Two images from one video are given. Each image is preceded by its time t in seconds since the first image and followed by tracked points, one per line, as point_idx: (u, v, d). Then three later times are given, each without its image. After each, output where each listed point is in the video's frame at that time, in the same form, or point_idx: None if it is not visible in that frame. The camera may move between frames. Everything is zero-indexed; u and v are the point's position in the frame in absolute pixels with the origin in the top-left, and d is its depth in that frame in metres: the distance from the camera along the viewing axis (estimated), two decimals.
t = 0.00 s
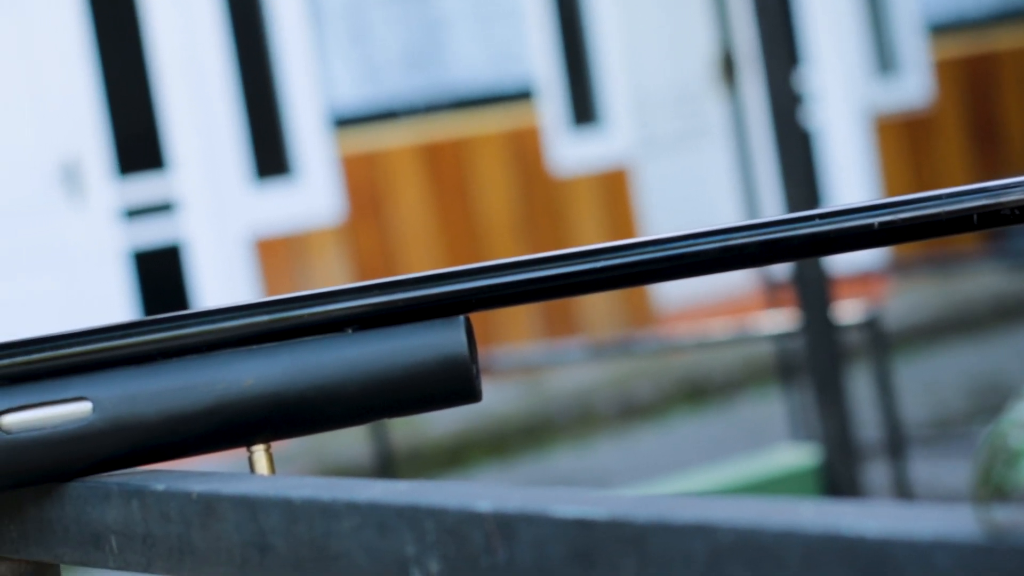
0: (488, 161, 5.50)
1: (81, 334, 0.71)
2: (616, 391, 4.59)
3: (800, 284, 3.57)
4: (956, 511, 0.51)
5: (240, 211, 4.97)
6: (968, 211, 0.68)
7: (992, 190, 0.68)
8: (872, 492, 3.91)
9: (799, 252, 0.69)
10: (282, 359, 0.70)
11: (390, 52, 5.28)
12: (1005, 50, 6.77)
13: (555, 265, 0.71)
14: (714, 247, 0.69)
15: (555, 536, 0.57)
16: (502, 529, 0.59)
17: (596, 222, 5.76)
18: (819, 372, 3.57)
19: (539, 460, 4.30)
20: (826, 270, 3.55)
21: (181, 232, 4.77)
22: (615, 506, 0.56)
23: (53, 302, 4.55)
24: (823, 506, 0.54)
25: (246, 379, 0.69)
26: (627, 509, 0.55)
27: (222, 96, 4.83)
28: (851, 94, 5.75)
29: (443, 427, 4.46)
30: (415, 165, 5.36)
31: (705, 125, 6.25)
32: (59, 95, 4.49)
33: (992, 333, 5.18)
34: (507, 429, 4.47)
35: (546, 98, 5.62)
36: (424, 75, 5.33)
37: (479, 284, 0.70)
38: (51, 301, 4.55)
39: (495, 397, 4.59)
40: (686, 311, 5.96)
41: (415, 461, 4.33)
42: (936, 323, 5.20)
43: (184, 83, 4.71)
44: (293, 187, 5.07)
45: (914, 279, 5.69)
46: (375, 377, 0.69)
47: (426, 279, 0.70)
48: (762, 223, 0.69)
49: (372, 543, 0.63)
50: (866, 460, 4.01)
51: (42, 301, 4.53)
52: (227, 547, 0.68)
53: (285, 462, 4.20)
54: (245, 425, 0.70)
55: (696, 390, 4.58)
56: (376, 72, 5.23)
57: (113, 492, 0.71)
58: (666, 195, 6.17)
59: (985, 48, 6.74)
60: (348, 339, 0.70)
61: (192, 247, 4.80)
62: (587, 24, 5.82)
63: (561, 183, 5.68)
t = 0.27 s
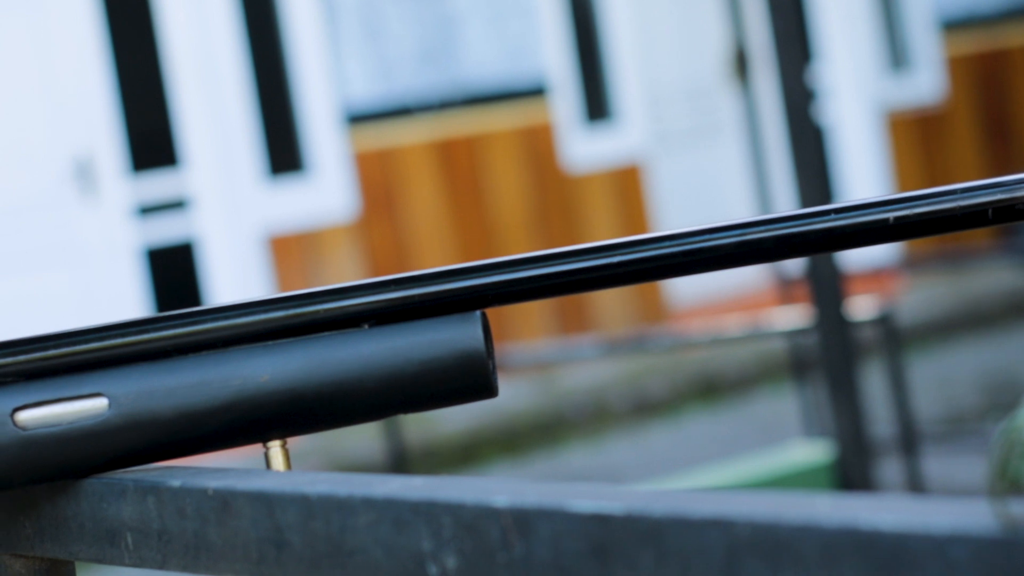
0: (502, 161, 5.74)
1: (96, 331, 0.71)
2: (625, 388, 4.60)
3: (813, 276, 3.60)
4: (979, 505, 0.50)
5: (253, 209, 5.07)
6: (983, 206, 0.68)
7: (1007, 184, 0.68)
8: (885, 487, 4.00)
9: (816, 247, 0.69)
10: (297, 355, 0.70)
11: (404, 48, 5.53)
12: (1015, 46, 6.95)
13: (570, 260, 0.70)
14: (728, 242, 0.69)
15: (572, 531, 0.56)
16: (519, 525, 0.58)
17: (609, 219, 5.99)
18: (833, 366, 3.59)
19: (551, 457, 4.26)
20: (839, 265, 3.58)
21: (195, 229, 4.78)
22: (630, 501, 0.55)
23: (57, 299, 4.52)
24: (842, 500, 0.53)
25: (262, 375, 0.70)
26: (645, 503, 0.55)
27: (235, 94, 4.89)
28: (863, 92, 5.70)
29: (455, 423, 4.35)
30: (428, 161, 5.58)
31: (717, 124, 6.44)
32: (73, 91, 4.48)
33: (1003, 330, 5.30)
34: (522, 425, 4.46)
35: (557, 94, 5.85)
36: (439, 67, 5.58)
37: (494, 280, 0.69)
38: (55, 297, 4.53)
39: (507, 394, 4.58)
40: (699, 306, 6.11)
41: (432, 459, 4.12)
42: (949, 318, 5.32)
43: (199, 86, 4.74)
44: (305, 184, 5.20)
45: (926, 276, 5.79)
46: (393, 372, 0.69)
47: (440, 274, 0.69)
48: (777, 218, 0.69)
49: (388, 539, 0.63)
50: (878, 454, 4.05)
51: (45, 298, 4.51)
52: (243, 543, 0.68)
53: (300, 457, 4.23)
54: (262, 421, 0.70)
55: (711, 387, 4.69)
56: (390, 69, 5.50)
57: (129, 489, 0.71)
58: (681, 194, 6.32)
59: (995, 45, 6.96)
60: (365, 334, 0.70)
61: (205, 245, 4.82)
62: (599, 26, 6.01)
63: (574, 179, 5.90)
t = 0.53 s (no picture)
0: (515, 157, 5.61)
1: (112, 326, 0.71)
2: (639, 385, 4.75)
3: (826, 275, 3.61)
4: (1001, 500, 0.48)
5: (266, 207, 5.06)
6: (998, 201, 0.67)
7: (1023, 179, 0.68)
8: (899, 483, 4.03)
9: (830, 242, 0.69)
10: (313, 350, 0.70)
11: (417, 45, 5.42)
12: None
13: (586, 256, 0.70)
14: (743, 238, 0.69)
15: (589, 526, 0.54)
16: (537, 521, 0.56)
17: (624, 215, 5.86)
18: (847, 361, 3.60)
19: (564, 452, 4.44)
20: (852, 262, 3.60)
21: (208, 226, 4.86)
22: (648, 497, 0.53)
23: (57, 299, 4.54)
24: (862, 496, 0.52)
25: (278, 371, 0.70)
26: (662, 498, 0.53)
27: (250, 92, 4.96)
28: (875, 87, 5.85)
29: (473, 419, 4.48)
30: (442, 157, 5.47)
31: (732, 119, 6.23)
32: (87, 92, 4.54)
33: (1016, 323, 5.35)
34: (536, 422, 4.58)
35: (570, 92, 5.73)
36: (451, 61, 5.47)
37: (511, 276, 0.69)
38: (55, 297, 4.54)
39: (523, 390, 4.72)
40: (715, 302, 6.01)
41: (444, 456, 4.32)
42: (961, 313, 5.34)
43: (213, 82, 4.85)
44: (318, 181, 5.15)
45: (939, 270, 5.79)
46: (409, 367, 0.70)
47: (455, 271, 0.69)
48: (792, 213, 0.69)
49: (405, 535, 0.61)
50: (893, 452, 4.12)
51: (44, 298, 4.52)
52: (259, 539, 0.67)
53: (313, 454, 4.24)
54: (278, 417, 0.70)
55: (724, 382, 4.85)
56: (403, 65, 5.37)
57: (145, 484, 0.71)
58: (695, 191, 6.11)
59: (1008, 41, 6.89)
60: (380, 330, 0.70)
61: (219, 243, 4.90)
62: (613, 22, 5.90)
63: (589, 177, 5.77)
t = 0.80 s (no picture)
0: (528, 156, 5.75)
1: (130, 324, 0.72)
2: (653, 380, 4.84)
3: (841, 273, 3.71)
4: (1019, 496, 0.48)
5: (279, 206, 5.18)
6: (1015, 196, 0.67)
7: None
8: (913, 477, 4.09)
9: (847, 238, 0.69)
10: (330, 346, 0.70)
11: (431, 40, 5.59)
12: None
13: (603, 252, 0.70)
14: (760, 233, 0.69)
15: (605, 523, 0.54)
16: (553, 518, 0.56)
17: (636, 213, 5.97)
18: (861, 357, 3.69)
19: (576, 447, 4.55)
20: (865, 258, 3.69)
21: (222, 223, 4.94)
22: (665, 492, 0.53)
23: (57, 298, 4.64)
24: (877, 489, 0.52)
25: (295, 367, 0.70)
26: (679, 494, 0.52)
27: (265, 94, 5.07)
28: (889, 84, 5.73)
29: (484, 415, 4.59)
30: (455, 155, 5.62)
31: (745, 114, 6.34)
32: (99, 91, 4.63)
33: None
34: (547, 417, 4.69)
35: (584, 90, 5.82)
36: (465, 57, 5.63)
37: (528, 272, 0.70)
38: (54, 297, 4.64)
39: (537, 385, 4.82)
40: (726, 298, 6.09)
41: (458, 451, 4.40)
42: (977, 309, 5.36)
43: (228, 74, 4.92)
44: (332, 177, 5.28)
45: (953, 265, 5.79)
46: (427, 364, 0.70)
47: (473, 267, 0.70)
48: (809, 209, 0.69)
49: (421, 532, 0.61)
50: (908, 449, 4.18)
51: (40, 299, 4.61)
52: (276, 535, 0.67)
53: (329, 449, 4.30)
54: (295, 413, 0.71)
55: (735, 378, 4.93)
56: (416, 60, 5.54)
57: (162, 481, 0.71)
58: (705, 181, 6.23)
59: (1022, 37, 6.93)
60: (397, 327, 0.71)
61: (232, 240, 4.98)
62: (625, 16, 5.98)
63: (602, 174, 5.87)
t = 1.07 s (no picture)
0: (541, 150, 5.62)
1: (146, 320, 0.72)
2: (666, 377, 4.65)
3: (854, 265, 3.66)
4: None
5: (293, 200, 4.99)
6: None
7: None
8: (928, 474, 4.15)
9: (861, 234, 0.69)
10: (345, 342, 0.70)
11: (444, 37, 5.42)
12: None
13: (618, 248, 0.70)
14: (775, 229, 0.69)
15: (621, 518, 0.54)
16: (570, 513, 0.55)
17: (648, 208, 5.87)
18: (875, 352, 3.66)
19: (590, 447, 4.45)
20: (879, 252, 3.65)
21: (235, 220, 4.79)
22: (682, 487, 0.52)
23: (57, 299, 4.47)
24: (892, 484, 0.52)
25: (311, 363, 0.70)
26: (697, 489, 0.52)
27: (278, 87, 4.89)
28: (902, 77, 5.68)
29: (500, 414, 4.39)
30: (468, 151, 5.48)
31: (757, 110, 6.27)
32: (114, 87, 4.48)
33: None
34: (560, 416, 4.50)
35: (598, 84, 5.71)
36: (478, 54, 5.48)
37: (544, 268, 0.70)
38: (55, 297, 4.47)
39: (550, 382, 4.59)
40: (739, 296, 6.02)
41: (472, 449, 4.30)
42: (989, 306, 5.20)
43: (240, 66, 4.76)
44: (345, 174, 5.13)
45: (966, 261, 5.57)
46: (443, 360, 0.70)
47: (488, 263, 0.70)
48: (824, 204, 0.69)
49: (437, 528, 0.61)
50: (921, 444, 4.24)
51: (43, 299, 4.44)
52: (292, 532, 0.67)
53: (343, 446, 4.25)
54: (311, 410, 0.71)
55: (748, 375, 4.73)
56: (429, 56, 5.38)
57: (178, 477, 0.71)
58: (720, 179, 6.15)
59: None
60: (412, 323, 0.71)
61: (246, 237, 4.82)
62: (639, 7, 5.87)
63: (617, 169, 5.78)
